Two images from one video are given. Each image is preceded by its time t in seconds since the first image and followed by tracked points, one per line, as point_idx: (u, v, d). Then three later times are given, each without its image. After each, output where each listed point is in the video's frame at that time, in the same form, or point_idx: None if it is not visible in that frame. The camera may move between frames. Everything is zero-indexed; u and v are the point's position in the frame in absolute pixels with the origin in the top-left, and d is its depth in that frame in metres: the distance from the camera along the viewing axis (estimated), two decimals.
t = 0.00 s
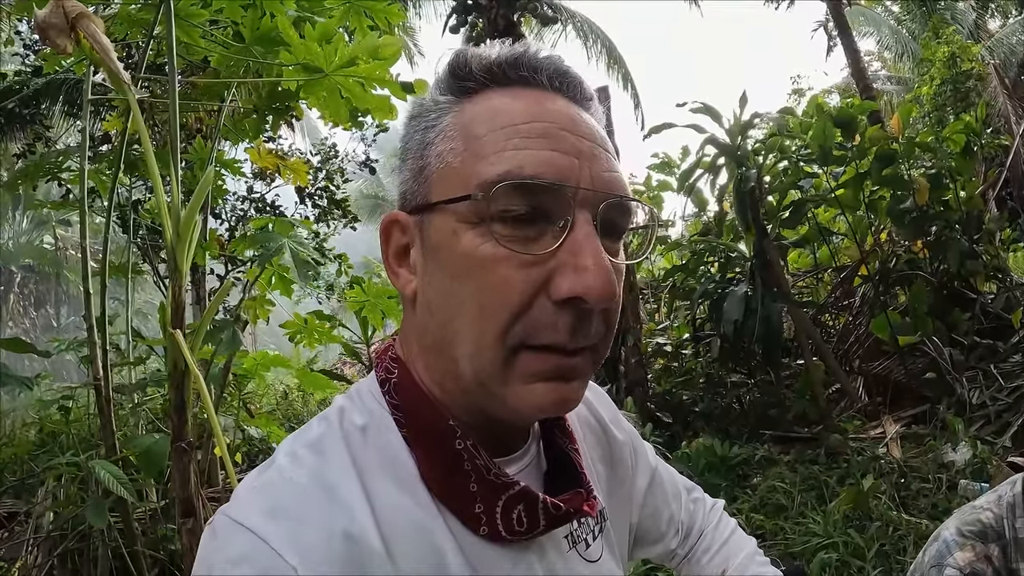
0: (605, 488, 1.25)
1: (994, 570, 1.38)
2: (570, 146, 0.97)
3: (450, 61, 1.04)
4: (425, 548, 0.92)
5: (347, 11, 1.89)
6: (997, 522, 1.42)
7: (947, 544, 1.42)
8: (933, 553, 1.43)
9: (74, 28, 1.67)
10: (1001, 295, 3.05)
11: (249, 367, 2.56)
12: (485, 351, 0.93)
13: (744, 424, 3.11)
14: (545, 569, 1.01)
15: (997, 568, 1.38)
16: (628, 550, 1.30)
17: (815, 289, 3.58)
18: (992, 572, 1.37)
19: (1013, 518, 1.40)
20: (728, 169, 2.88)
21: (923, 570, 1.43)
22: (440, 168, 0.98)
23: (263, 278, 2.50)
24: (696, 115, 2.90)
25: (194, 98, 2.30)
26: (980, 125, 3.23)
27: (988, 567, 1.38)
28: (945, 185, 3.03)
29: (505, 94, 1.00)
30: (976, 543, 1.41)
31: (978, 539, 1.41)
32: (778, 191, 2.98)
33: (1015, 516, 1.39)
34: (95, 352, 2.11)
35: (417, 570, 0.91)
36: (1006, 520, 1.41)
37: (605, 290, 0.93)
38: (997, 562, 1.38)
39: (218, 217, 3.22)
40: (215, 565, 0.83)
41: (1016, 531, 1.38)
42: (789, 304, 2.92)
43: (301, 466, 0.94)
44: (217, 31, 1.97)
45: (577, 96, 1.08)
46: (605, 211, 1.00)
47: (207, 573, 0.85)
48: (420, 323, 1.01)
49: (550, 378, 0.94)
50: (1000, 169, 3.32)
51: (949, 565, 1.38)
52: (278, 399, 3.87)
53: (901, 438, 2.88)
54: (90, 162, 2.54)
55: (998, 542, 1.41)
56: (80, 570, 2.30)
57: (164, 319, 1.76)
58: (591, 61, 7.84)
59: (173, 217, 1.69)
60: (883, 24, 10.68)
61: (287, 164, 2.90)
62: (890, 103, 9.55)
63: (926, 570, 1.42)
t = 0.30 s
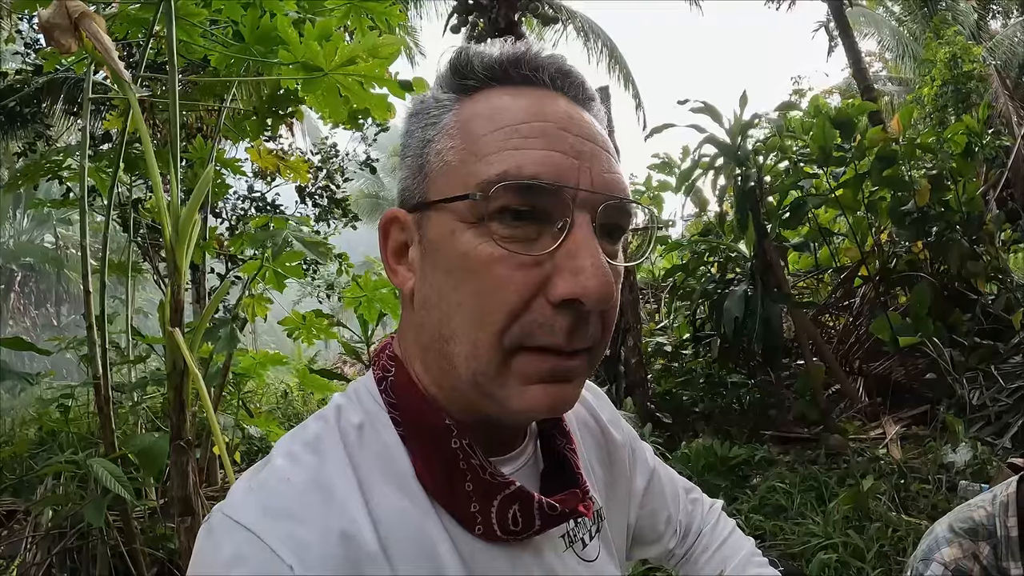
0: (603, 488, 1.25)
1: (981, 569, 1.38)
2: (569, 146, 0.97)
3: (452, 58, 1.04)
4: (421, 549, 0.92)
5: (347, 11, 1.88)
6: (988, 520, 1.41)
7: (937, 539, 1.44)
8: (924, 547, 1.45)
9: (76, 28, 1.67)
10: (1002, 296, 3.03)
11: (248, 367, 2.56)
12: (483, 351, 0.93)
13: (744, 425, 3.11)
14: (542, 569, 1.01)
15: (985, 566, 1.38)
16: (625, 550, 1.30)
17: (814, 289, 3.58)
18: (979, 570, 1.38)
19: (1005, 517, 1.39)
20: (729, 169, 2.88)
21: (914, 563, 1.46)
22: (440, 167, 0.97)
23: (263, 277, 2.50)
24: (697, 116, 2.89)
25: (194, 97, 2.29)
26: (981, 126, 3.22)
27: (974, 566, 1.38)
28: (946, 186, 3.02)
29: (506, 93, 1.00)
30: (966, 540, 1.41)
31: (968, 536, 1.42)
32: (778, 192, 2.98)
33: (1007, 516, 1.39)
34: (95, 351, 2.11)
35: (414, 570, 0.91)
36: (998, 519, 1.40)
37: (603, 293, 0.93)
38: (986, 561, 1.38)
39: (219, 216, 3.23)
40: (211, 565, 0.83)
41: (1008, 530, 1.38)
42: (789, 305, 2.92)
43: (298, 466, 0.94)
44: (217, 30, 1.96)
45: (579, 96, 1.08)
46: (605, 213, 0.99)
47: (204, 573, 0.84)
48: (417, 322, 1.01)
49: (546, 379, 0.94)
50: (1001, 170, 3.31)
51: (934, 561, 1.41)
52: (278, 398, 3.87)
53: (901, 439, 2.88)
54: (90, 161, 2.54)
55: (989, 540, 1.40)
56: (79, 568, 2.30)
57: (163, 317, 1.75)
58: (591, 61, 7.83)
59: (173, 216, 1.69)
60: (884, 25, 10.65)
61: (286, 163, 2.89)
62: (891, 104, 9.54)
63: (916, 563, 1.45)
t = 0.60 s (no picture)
0: (605, 488, 1.25)
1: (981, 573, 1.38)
2: (584, 152, 0.97)
3: (462, 52, 1.04)
4: (420, 551, 0.92)
5: (345, 11, 1.89)
6: (988, 523, 1.41)
7: (937, 543, 1.45)
8: (924, 551, 1.46)
9: (77, 27, 1.67)
10: (1002, 297, 3.04)
11: (249, 366, 2.56)
12: (490, 356, 0.93)
13: (744, 425, 3.11)
14: (543, 570, 1.01)
15: (985, 569, 1.38)
16: (627, 551, 1.30)
17: (815, 290, 3.52)
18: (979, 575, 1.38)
19: (1005, 521, 1.39)
20: (729, 169, 2.88)
21: (914, 567, 1.47)
22: (442, 169, 0.98)
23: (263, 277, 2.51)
24: (699, 116, 2.89)
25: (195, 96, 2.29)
26: (983, 127, 3.21)
27: (975, 570, 1.39)
28: (948, 186, 3.01)
29: (516, 93, 1.00)
30: (966, 545, 1.41)
31: (969, 540, 1.42)
32: (779, 192, 2.97)
33: (1007, 519, 1.39)
34: (95, 350, 2.11)
35: (412, 572, 0.91)
36: (998, 523, 1.40)
37: (613, 303, 0.93)
38: (986, 565, 1.38)
39: (219, 215, 3.24)
40: (208, 566, 0.82)
41: (1008, 534, 1.38)
42: (790, 306, 2.92)
43: (295, 467, 0.93)
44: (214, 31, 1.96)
45: (589, 97, 1.08)
46: (615, 221, 1.00)
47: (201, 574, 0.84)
48: (420, 323, 1.01)
49: (552, 385, 0.94)
50: (1002, 171, 3.31)
51: (935, 566, 1.41)
52: (278, 398, 3.87)
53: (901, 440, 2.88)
54: (91, 160, 2.54)
55: (989, 543, 1.40)
56: (79, 567, 2.30)
57: (164, 316, 1.75)
58: (592, 62, 7.82)
59: (174, 215, 1.68)
60: (885, 26, 10.63)
61: (287, 163, 2.89)
62: (891, 104, 9.53)
63: (916, 567, 1.46)
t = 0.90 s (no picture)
0: (608, 488, 1.25)
1: (985, 571, 1.39)
2: (591, 154, 0.97)
3: (467, 51, 1.04)
4: (421, 551, 0.92)
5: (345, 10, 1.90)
6: (992, 521, 1.41)
7: (940, 541, 1.45)
8: (927, 550, 1.46)
9: (79, 26, 1.68)
10: (1003, 298, 3.04)
11: (251, 365, 2.57)
12: (496, 358, 0.93)
13: (745, 425, 3.12)
14: (545, 570, 1.02)
15: (989, 567, 1.39)
16: (629, 550, 1.30)
17: (816, 291, 3.53)
18: (983, 572, 1.39)
19: (1008, 518, 1.40)
20: (731, 169, 2.88)
21: (918, 565, 1.47)
22: (445, 170, 0.98)
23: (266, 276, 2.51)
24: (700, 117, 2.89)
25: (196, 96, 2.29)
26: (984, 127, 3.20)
27: (979, 568, 1.39)
28: (948, 187, 3.01)
29: (521, 93, 1.00)
30: (970, 543, 1.42)
31: (973, 539, 1.42)
32: (780, 192, 2.97)
33: (1011, 517, 1.40)
34: (98, 349, 2.11)
35: (414, 573, 0.91)
36: (1002, 520, 1.40)
37: (619, 306, 0.93)
38: (990, 562, 1.39)
39: (221, 215, 3.24)
40: (210, 565, 0.83)
41: (1011, 531, 1.39)
42: (791, 306, 2.93)
43: (298, 468, 0.94)
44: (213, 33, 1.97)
45: (595, 97, 1.08)
46: (621, 223, 1.00)
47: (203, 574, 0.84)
48: (425, 323, 1.01)
49: (556, 387, 0.95)
50: (1002, 172, 3.31)
51: (939, 564, 1.41)
52: (279, 397, 3.88)
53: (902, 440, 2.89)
54: (93, 159, 2.54)
55: (993, 541, 1.40)
56: (81, 566, 2.30)
57: (167, 316, 1.75)
58: (592, 61, 7.82)
59: (176, 215, 1.69)
60: (886, 27, 10.62)
61: (287, 163, 2.90)
62: (892, 105, 9.52)
63: (920, 566, 1.46)
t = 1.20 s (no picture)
0: (609, 488, 1.26)
1: (985, 571, 1.39)
2: (601, 164, 0.97)
3: (476, 54, 1.03)
4: (424, 550, 0.93)
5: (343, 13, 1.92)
6: (991, 521, 1.42)
7: (940, 541, 1.45)
8: (927, 550, 1.46)
9: (83, 26, 1.68)
10: (1003, 298, 3.05)
11: (252, 365, 2.57)
12: (505, 364, 0.94)
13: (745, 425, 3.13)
14: (546, 569, 1.02)
15: (988, 567, 1.39)
16: (630, 549, 1.31)
17: (816, 291, 3.52)
18: (983, 573, 1.39)
19: (1008, 518, 1.40)
20: (731, 170, 2.88)
21: (918, 564, 1.47)
22: (452, 171, 0.98)
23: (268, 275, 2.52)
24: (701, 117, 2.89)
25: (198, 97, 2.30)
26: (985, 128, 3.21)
27: (979, 567, 1.40)
28: (949, 188, 3.01)
29: (530, 100, 1.00)
30: (970, 543, 1.42)
31: (972, 538, 1.42)
32: (780, 193, 2.97)
33: (1010, 516, 1.40)
34: (100, 348, 2.12)
35: (417, 571, 0.92)
36: (1001, 520, 1.41)
37: (627, 314, 0.95)
38: (989, 562, 1.39)
39: (222, 214, 3.24)
40: (214, 565, 0.84)
41: (1010, 531, 1.39)
42: (792, 306, 2.93)
43: (301, 468, 0.94)
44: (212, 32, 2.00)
45: (604, 104, 1.08)
46: (629, 233, 1.01)
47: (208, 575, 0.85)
48: (430, 327, 1.01)
49: (563, 392, 0.96)
50: (1003, 172, 3.31)
51: (939, 564, 1.42)
52: (280, 396, 3.89)
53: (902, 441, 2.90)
54: (95, 158, 2.55)
55: (992, 541, 1.41)
56: (82, 565, 2.30)
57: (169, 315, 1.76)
58: (593, 61, 7.82)
59: (178, 214, 1.69)
60: (887, 26, 10.62)
61: (287, 164, 2.90)
62: (893, 106, 9.54)
63: (920, 565, 1.46)
